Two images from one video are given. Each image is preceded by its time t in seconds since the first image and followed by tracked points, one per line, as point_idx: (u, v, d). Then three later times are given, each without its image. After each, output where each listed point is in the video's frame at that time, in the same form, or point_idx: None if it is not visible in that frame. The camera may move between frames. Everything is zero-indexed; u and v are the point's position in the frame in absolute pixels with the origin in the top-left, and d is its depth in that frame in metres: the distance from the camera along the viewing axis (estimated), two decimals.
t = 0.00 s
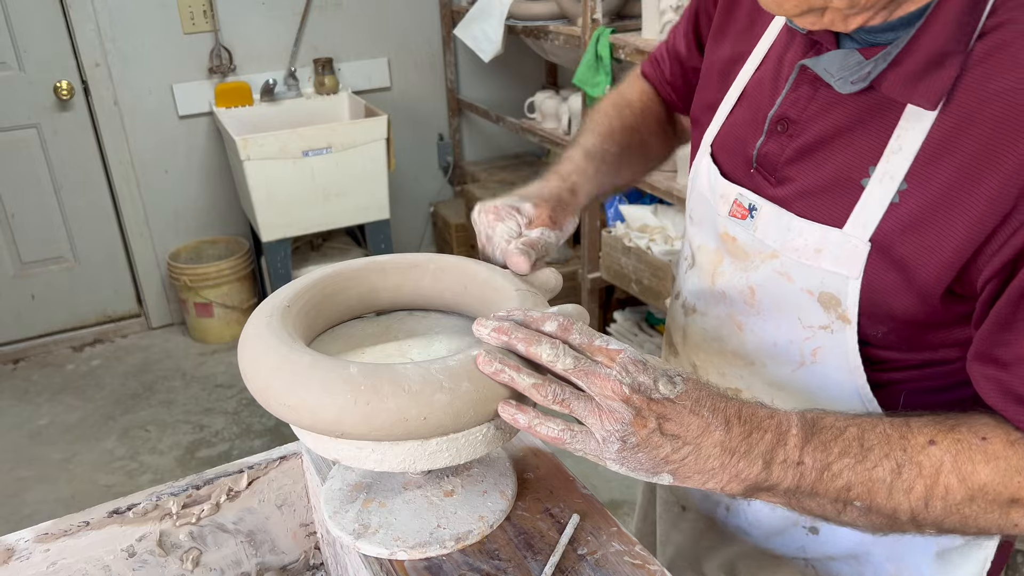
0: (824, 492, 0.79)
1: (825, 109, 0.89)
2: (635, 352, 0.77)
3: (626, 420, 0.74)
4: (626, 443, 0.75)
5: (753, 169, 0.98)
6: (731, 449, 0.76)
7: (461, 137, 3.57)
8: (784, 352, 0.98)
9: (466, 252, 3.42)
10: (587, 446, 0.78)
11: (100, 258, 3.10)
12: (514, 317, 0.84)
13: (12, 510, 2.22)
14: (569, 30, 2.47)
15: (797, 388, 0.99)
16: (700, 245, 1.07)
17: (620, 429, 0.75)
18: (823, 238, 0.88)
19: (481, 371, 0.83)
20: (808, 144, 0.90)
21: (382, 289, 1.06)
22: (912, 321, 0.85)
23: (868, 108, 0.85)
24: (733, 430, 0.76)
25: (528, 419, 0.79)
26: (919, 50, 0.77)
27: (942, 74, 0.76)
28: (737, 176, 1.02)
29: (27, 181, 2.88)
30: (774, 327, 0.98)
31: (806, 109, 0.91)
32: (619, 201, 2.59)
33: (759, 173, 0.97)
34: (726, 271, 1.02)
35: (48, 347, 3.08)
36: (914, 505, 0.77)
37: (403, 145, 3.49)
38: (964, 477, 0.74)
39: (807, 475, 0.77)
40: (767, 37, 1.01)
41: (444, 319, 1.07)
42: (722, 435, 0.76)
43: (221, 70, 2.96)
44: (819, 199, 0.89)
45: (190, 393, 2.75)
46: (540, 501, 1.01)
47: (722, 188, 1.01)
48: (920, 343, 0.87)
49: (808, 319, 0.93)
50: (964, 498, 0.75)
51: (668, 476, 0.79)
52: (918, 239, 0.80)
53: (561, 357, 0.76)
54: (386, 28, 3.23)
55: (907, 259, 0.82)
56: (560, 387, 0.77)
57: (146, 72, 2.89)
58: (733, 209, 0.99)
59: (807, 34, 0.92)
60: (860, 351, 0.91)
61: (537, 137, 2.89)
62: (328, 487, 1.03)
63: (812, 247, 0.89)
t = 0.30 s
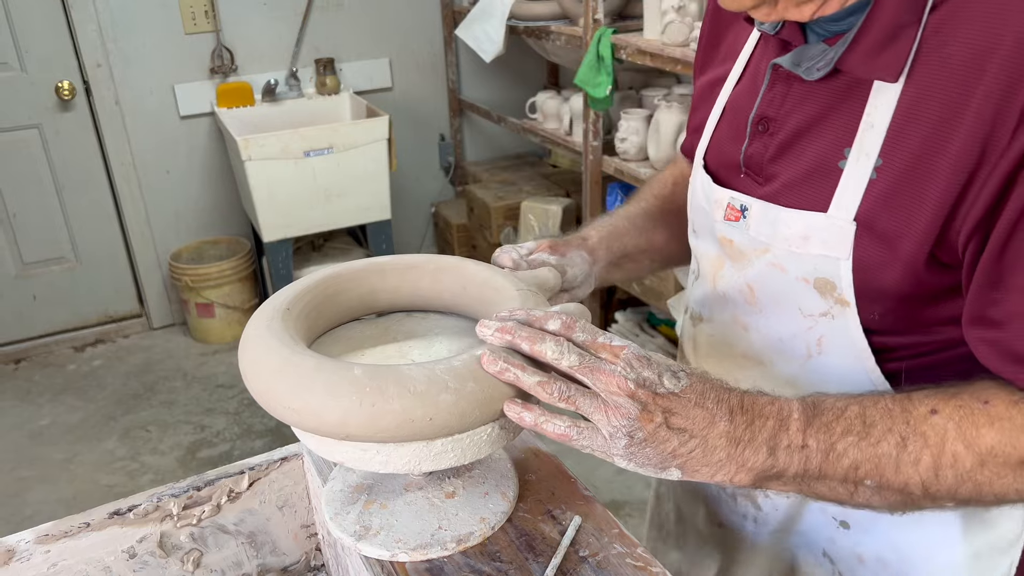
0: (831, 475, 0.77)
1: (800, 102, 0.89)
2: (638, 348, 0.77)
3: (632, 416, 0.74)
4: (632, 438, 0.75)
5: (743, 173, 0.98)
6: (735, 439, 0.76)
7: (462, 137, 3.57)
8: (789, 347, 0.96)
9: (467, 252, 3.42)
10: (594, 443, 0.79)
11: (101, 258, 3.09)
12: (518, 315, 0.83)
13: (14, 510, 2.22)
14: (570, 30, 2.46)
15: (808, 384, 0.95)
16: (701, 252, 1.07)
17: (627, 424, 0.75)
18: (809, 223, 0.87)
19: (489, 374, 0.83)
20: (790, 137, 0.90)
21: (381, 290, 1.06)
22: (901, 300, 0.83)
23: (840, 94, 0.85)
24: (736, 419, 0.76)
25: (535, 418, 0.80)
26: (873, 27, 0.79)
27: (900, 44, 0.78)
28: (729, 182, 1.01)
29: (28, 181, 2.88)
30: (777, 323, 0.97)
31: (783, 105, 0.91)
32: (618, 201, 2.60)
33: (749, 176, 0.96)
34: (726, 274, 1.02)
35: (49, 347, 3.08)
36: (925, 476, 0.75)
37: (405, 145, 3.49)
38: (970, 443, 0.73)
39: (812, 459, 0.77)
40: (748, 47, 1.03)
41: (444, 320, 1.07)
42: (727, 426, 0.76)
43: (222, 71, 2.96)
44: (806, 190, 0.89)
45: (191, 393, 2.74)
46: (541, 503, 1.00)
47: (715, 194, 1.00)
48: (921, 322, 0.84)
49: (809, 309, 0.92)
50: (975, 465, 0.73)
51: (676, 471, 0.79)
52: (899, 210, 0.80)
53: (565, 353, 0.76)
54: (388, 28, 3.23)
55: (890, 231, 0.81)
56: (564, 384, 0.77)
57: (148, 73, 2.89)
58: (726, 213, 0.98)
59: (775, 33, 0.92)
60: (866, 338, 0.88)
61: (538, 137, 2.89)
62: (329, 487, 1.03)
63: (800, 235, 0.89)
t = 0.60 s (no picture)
0: (837, 456, 0.77)
1: (781, 99, 0.89)
2: (643, 340, 0.77)
3: (639, 407, 0.74)
4: (640, 429, 0.75)
5: (733, 176, 0.97)
6: (739, 425, 0.76)
7: (464, 137, 3.56)
8: (792, 343, 0.95)
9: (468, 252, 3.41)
10: (603, 436, 0.78)
11: (102, 257, 3.09)
12: (522, 312, 0.83)
13: (15, 510, 2.22)
14: (571, 30, 2.46)
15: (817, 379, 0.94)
16: (699, 259, 1.06)
17: (634, 415, 0.74)
18: (799, 214, 0.87)
19: (496, 368, 0.82)
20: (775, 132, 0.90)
21: (380, 291, 1.05)
22: (892, 284, 0.82)
23: (821, 85, 0.85)
24: (740, 404, 0.76)
25: (542, 413, 0.79)
26: (844, 15, 0.80)
27: (867, 30, 0.78)
28: (719, 185, 1.01)
29: (29, 180, 2.87)
30: (778, 321, 0.96)
31: (765, 105, 0.91)
32: (621, 202, 2.61)
33: (739, 180, 0.96)
34: (723, 277, 1.01)
35: (50, 346, 3.08)
36: (932, 452, 0.74)
37: (407, 145, 3.49)
38: (973, 415, 0.72)
39: (818, 441, 0.76)
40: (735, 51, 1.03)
41: (444, 320, 1.07)
42: (732, 412, 0.76)
43: (223, 70, 2.96)
44: (794, 184, 0.88)
45: (192, 394, 2.74)
46: (543, 503, 1.00)
47: (707, 199, 0.99)
48: (915, 307, 0.83)
49: (807, 301, 0.91)
50: (981, 436, 0.72)
51: (685, 461, 0.78)
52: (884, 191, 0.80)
53: (570, 349, 0.76)
54: (389, 27, 3.23)
55: (876, 213, 0.81)
56: (572, 378, 0.77)
57: (149, 72, 2.89)
58: (720, 216, 0.97)
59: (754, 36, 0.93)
60: (868, 330, 0.87)
61: (539, 137, 2.88)
62: (330, 488, 1.03)
63: (792, 226, 0.88)
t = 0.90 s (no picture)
0: (836, 473, 0.77)
1: (807, 93, 0.87)
2: (649, 341, 0.77)
3: (645, 409, 0.74)
4: (645, 431, 0.74)
5: (742, 159, 0.97)
6: (744, 431, 0.75)
7: (466, 137, 3.56)
8: (771, 339, 0.96)
9: (470, 252, 3.41)
10: (607, 438, 0.78)
11: (104, 256, 3.09)
12: (529, 314, 0.83)
13: (16, 509, 2.22)
14: (574, 30, 2.46)
15: (786, 380, 0.95)
16: (696, 240, 1.06)
17: (639, 418, 0.74)
18: (805, 214, 0.87)
19: (503, 371, 0.83)
20: (792, 127, 0.89)
21: (383, 292, 1.05)
22: (893, 301, 0.83)
23: (850, 86, 0.83)
24: (746, 411, 0.76)
25: (548, 414, 0.79)
26: (892, 20, 0.77)
27: (912, 44, 0.76)
28: (728, 164, 1.00)
29: (31, 179, 2.88)
30: (761, 315, 0.96)
31: (789, 93, 0.89)
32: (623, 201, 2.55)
33: (748, 163, 0.96)
34: (718, 261, 1.01)
35: (52, 345, 3.08)
36: (929, 482, 0.75)
37: (409, 145, 3.48)
38: (976, 455, 0.73)
39: (819, 455, 0.76)
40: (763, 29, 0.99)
41: (447, 319, 1.07)
42: (737, 418, 0.75)
43: (226, 70, 2.96)
44: (807, 181, 0.88)
45: (194, 393, 2.74)
46: (548, 503, 1.00)
47: (715, 176, 0.99)
48: (907, 323, 0.84)
49: (794, 303, 0.91)
50: (979, 476, 0.73)
51: (687, 463, 0.78)
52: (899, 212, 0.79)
53: (577, 350, 0.76)
54: (392, 27, 3.23)
55: (888, 233, 0.80)
56: (577, 379, 0.76)
57: (151, 72, 2.89)
58: (725, 197, 0.98)
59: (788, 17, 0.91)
60: (849, 340, 0.88)
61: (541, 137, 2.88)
62: (335, 488, 1.03)
63: (794, 225, 0.88)
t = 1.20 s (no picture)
0: (836, 482, 0.77)
1: (816, 114, 0.87)
2: (651, 343, 0.78)
3: (647, 410, 0.73)
4: (648, 432, 0.74)
5: (745, 172, 0.97)
6: (747, 434, 0.75)
7: (467, 136, 3.56)
8: (770, 355, 0.97)
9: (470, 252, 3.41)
10: (611, 438, 0.77)
11: (105, 255, 3.09)
12: (531, 314, 0.84)
13: (17, 508, 2.22)
14: (575, 30, 2.46)
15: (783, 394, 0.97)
16: (694, 249, 1.06)
17: (642, 418, 0.74)
18: (808, 239, 0.87)
19: (506, 371, 0.83)
20: (798, 148, 0.89)
21: (384, 292, 1.05)
22: (898, 327, 0.83)
23: (859, 111, 0.83)
24: (750, 415, 0.75)
25: (552, 415, 0.79)
26: (910, 52, 0.76)
27: (930, 78, 0.75)
28: (730, 175, 1.00)
29: (32, 179, 2.88)
30: (761, 332, 0.97)
31: (797, 112, 0.89)
32: (625, 201, 2.57)
33: (751, 177, 0.96)
34: (717, 273, 1.01)
35: (53, 345, 3.08)
36: (924, 499, 0.75)
37: (410, 144, 3.48)
38: (974, 477, 0.73)
39: (820, 464, 0.76)
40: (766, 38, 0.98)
41: (447, 319, 1.07)
42: (739, 422, 0.75)
43: (227, 69, 2.97)
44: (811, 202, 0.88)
45: (195, 393, 2.74)
46: (549, 504, 1.00)
47: (716, 188, 0.99)
48: (908, 349, 0.85)
49: (795, 323, 0.92)
50: (973, 498, 0.73)
51: (689, 464, 0.78)
52: (907, 246, 0.79)
53: (580, 350, 0.76)
54: (393, 26, 3.23)
55: (896, 264, 0.80)
56: (581, 380, 0.77)
57: (153, 71, 2.89)
58: (726, 210, 0.98)
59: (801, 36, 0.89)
60: (844, 361, 0.89)
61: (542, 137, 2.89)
62: (337, 488, 1.03)
63: (798, 250, 0.88)
